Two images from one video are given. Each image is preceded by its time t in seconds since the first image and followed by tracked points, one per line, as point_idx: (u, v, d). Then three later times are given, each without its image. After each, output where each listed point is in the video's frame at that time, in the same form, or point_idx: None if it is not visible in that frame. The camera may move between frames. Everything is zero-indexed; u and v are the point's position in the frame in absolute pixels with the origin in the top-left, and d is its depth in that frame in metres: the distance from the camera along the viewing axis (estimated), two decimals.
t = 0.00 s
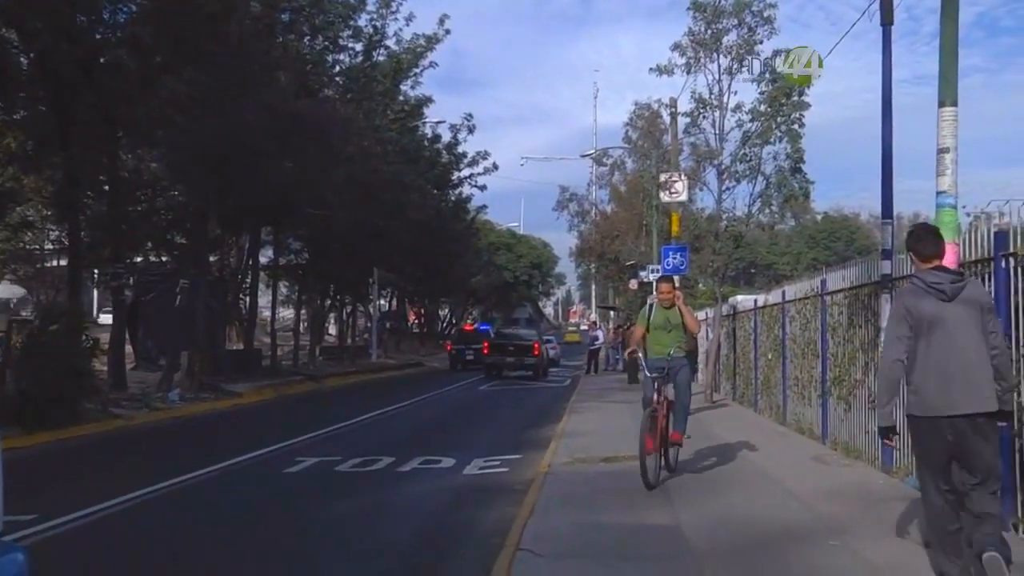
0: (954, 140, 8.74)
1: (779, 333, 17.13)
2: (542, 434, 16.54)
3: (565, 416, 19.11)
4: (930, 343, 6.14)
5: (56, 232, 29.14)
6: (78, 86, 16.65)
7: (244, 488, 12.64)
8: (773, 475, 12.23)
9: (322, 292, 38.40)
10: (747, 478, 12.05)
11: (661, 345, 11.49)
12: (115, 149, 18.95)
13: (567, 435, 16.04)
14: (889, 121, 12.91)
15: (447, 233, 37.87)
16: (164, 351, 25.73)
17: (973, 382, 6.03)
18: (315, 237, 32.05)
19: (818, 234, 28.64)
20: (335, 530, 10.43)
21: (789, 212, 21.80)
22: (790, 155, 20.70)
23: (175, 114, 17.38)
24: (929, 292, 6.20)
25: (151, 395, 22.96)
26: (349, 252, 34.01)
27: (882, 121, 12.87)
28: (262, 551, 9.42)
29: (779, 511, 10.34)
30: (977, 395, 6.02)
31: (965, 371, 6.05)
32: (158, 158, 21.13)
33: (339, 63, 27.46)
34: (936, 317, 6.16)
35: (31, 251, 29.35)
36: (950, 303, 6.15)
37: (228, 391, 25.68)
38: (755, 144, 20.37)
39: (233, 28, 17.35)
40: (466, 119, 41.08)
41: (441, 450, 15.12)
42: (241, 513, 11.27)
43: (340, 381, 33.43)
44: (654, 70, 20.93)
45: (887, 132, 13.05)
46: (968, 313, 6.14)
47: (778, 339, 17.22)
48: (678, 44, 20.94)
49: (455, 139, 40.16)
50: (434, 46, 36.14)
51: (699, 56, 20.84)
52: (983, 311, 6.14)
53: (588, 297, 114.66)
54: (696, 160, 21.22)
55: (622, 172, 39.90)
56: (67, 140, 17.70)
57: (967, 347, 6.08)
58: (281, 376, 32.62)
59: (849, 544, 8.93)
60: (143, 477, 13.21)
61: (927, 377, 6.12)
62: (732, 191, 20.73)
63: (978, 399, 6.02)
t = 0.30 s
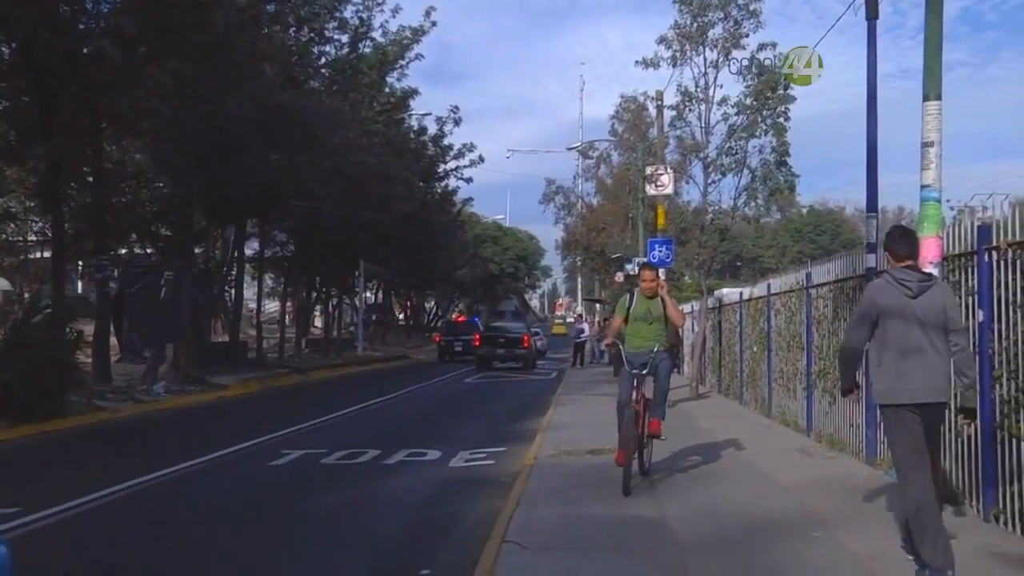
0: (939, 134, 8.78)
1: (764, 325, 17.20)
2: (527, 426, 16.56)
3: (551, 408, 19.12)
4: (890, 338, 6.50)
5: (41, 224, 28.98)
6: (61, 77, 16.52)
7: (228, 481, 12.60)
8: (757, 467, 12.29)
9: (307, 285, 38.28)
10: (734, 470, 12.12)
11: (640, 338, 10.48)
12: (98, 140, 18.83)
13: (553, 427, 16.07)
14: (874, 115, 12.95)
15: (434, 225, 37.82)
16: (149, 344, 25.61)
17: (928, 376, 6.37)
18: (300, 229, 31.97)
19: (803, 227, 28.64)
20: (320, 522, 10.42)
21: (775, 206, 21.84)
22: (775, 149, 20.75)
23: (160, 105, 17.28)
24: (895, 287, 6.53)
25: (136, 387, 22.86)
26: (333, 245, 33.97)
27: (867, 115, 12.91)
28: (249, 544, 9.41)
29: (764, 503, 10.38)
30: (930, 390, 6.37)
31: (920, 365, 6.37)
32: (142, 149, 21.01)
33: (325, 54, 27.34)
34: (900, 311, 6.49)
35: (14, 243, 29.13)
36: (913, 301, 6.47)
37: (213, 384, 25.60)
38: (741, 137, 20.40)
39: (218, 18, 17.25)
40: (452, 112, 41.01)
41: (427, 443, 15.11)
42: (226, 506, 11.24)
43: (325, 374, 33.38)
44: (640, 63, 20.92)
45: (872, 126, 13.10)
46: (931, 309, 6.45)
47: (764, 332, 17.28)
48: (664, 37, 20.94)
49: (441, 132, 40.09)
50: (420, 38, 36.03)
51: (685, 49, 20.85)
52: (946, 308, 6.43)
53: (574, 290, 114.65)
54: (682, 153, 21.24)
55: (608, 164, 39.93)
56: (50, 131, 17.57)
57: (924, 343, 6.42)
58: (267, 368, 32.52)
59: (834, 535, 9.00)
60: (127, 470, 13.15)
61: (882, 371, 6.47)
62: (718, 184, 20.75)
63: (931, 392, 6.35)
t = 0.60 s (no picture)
0: (934, 124, 8.78)
1: (759, 315, 17.23)
2: (523, 415, 16.57)
3: (546, 398, 19.13)
4: (869, 324, 7.38)
5: (36, 213, 28.93)
6: (54, 66, 16.47)
7: (224, 471, 12.61)
8: (752, 457, 12.32)
9: (302, 274, 38.24)
10: (728, 459, 12.17)
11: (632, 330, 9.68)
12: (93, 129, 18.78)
13: (548, 416, 16.09)
14: (869, 105, 12.95)
15: (429, 215, 37.79)
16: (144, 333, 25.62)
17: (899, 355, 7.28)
18: (296, 218, 31.95)
19: (799, 216, 28.66)
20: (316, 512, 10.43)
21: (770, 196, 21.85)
22: (770, 138, 20.76)
23: (155, 94, 17.26)
24: (874, 277, 7.44)
25: (131, 377, 22.85)
26: (329, 233, 33.96)
27: (863, 103, 12.91)
28: (244, 533, 9.45)
29: (759, 492, 10.41)
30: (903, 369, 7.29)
31: (897, 349, 7.26)
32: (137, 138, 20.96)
33: (320, 43, 27.24)
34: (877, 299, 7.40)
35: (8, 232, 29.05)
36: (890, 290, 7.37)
37: (208, 373, 25.60)
38: (736, 126, 20.39)
39: (213, 7, 17.20)
40: (448, 101, 40.97)
41: (422, 432, 15.13)
42: (223, 495, 11.25)
43: (321, 363, 33.39)
44: (635, 53, 20.89)
45: (868, 116, 13.10)
46: (906, 297, 7.35)
47: (758, 321, 17.32)
48: (659, 26, 20.91)
49: (436, 121, 40.01)
50: (416, 27, 35.97)
51: (681, 39, 20.82)
52: (919, 297, 7.32)
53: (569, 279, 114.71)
54: (678, 142, 21.25)
55: (604, 154, 39.92)
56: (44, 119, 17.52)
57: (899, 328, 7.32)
58: (261, 357, 32.52)
59: (829, 524, 9.02)
60: (122, 460, 13.14)
61: (864, 352, 7.35)
62: (713, 174, 20.74)
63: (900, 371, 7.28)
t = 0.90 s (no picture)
0: (925, 116, 8.80)
1: (750, 306, 17.26)
2: (514, 406, 16.58)
3: (537, 389, 19.17)
4: (847, 314, 8.25)
5: (27, 203, 28.82)
6: (44, 55, 16.39)
7: (216, 461, 12.61)
8: (743, 447, 12.37)
9: (294, 264, 38.20)
10: (719, 449, 12.22)
11: (625, 320, 9.00)
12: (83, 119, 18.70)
13: (539, 407, 16.11)
14: (862, 96, 12.97)
15: (421, 205, 37.75)
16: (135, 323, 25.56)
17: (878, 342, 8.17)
18: (287, 209, 31.87)
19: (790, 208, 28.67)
20: (308, 502, 10.44)
21: (762, 187, 21.89)
22: (762, 129, 20.76)
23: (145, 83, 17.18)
24: (851, 272, 8.30)
25: (122, 367, 22.82)
26: (320, 224, 33.88)
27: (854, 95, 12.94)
28: (236, 523, 9.45)
29: (749, 482, 10.46)
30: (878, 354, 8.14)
31: (874, 336, 8.15)
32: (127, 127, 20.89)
33: (311, 32, 27.03)
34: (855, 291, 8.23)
35: None
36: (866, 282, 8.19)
37: (200, 363, 25.59)
38: (728, 118, 20.39)
39: None
40: (440, 92, 40.87)
41: (413, 423, 15.15)
42: (214, 485, 11.25)
43: (312, 354, 33.34)
44: (627, 44, 20.87)
45: (860, 107, 13.12)
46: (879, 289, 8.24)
47: (749, 312, 17.38)
48: (652, 17, 20.87)
49: (428, 111, 39.94)
50: (408, 18, 35.86)
51: (673, 30, 20.80)
52: (891, 290, 8.23)
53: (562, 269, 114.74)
54: (670, 133, 21.24)
55: (596, 145, 39.89)
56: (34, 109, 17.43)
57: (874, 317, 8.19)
58: (253, 347, 32.50)
59: (820, 514, 9.06)
60: (114, 450, 13.14)
61: (844, 339, 8.22)
62: (705, 165, 20.76)
63: (878, 357, 8.17)
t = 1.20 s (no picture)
0: (912, 107, 8.82)
1: (736, 296, 17.32)
2: (501, 396, 16.61)
3: (524, 378, 19.20)
4: (810, 303, 8.55)
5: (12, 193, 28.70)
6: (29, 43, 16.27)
7: (203, 451, 12.59)
8: (728, 437, 12.43)
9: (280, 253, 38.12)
10: (705, 439, 12.27)
11: (616, 312, 8.22)
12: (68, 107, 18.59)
13: (526, 397, 16.13)
14: (848, 87, 13.00)
15: (408, 195, 37.70)
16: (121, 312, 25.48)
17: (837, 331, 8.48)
18: (275, 198, 31.80)
19: (778, 198, 28.70)
20: (294, 492, 10.44)
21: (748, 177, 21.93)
22: (749, 120, 20.77)
23: (130, 71, 17.08)
24: (813, 263, 8.60)
25: (109, 356, 22.76)
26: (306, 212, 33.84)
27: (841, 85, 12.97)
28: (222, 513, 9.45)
29: (735, 471, 10.51)
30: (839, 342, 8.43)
31: (835, 325, 8.46)
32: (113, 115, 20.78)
33: (298, 21, 26.59)
34: (817, 283, 8.58)
35: None
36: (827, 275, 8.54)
37: (186, 353, 25.53)
38: (716, 108, 20.40)
39: None
40: (427, 81, 40.80)
41: (401, 412, 15.16)
42: (201, 475, 11.23)
43: (300, 344, 33.31)
44: (615, 34, 20.85)
45: (847, 98, 13.15)
46: (839, 279, 8.55)
47: (736, 303, 17.44)
48: (640, 7, 20.83)
49: (416, 101, 39.86)
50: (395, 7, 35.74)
51: (661, 20, 20.77)
52: (851, 280, 8.55)
53: (549, 259, 114.85)
54: (657, 124, 21.26)
55: (583, 135, 39.88)
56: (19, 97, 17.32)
57: (835, 307, 8.51)
58: (240, 337, 32.45)
59: (804, 503, 9.13)
60: (100, 440, 13.11)
61: (806, 328, 8.51)
62: (693, 155, 20.78)
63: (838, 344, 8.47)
